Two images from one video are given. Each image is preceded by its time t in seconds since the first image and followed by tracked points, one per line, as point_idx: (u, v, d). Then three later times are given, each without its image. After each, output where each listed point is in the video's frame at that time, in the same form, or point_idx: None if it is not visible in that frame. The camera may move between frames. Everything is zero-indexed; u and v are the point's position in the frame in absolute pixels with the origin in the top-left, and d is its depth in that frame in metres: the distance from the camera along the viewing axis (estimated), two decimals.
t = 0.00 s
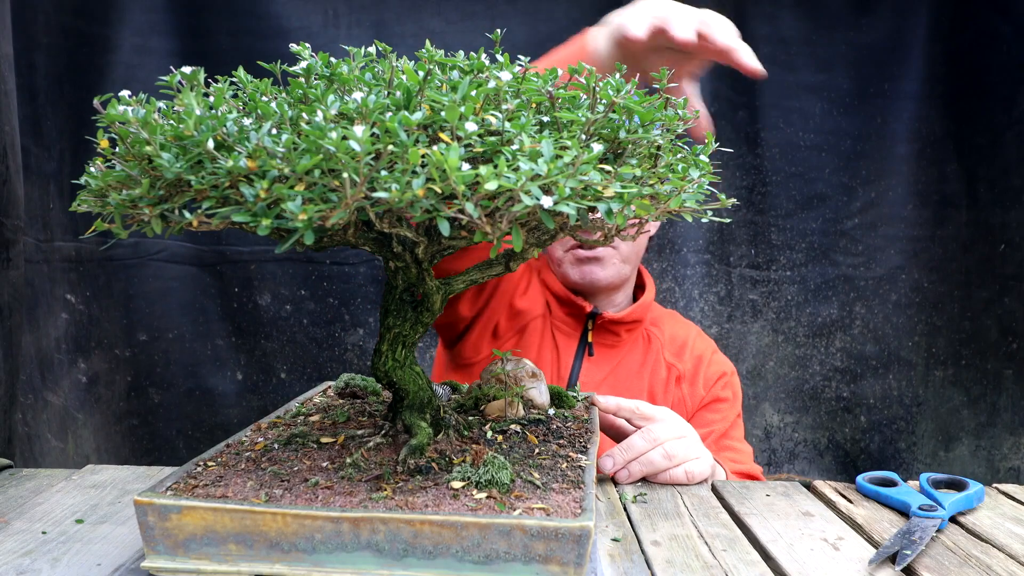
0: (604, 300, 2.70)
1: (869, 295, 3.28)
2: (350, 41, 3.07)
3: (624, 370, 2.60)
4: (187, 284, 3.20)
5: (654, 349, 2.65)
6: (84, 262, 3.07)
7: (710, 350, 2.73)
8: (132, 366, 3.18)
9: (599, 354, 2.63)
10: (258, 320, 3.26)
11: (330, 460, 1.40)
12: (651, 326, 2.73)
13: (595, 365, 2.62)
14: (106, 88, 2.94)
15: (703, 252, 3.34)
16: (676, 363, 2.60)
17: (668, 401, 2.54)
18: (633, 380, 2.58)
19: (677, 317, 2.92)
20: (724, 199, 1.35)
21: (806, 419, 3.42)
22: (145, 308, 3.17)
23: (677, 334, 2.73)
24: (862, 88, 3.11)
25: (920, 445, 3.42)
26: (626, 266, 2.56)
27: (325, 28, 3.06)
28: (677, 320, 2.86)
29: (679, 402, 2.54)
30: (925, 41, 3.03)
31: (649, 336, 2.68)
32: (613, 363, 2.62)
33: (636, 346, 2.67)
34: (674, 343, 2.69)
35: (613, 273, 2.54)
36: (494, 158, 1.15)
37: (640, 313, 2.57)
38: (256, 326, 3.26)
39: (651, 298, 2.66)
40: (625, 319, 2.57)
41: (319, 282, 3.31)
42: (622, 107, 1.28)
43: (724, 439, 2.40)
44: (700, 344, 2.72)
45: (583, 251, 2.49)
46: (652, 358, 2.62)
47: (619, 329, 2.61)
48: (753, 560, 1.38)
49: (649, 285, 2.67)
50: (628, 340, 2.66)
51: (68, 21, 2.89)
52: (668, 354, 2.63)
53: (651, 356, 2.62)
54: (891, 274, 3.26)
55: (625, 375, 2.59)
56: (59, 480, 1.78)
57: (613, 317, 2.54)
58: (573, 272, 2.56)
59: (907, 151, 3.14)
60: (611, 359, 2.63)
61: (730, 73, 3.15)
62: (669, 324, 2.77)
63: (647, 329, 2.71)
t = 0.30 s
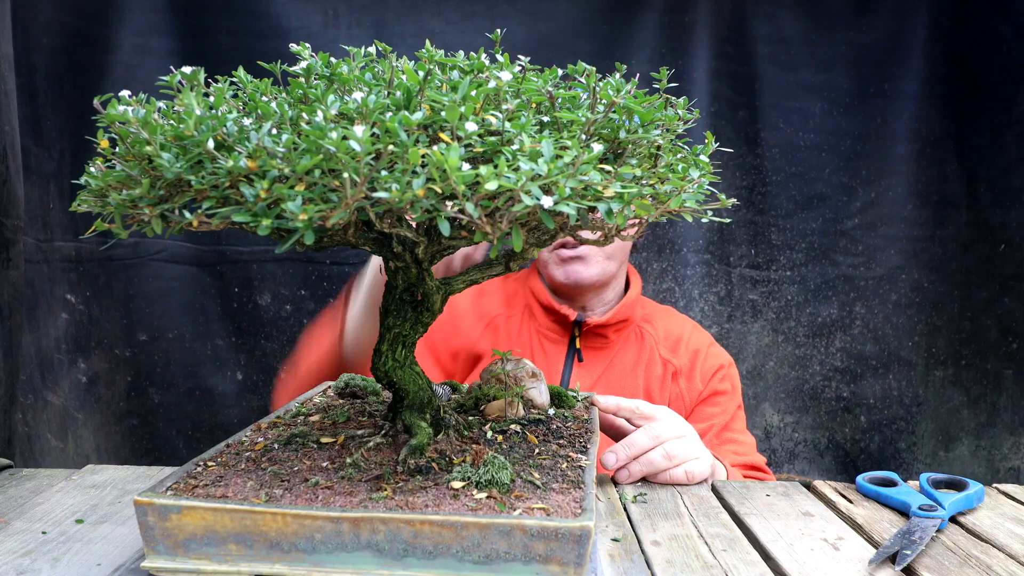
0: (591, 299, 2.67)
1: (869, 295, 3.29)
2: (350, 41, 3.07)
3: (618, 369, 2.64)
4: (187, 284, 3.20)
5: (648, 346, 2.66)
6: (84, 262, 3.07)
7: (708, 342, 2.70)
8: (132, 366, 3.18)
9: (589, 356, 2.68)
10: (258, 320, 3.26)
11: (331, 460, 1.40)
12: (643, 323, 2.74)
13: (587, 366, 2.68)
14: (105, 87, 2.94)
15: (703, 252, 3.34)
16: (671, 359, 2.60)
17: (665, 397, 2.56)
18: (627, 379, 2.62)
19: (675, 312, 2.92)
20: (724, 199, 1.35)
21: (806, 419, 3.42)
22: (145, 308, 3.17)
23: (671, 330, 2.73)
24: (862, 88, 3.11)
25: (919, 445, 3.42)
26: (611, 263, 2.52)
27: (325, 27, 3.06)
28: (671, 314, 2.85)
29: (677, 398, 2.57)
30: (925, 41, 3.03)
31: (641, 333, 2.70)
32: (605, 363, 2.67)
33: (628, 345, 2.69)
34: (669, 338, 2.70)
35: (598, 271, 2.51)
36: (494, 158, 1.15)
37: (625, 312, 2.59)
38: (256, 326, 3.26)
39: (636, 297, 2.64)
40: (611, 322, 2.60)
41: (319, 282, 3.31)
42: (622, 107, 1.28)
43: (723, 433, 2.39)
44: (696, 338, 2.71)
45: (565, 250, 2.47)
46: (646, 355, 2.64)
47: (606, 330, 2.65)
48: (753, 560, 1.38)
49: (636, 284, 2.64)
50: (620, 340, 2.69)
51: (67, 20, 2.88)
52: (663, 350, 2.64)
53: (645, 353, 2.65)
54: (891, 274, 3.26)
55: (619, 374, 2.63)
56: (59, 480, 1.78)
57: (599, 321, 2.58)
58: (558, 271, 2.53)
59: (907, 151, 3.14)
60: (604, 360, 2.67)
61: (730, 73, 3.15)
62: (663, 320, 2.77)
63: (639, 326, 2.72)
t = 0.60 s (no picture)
0: (569, 298, 2.70)
1: (869, 295, 3.28)
2: (350, 41, 3.07)
3: (600, 365, 2.62)
4: (187, 284, 3.20)
5: (628, 338, 2.66)
6: (84, 262, 3.07)
7: (689, 329, 2.72)
8: (132, 366, 3.18)
9: (569, 355, 2.65)
10: (258, 320, 3.26)
11: (331, 460, 1.40)
12: (621, 315, 2.73)
13: (568, 366, 2.64)
14: (105, 87, 2.94)
15: (703, 252, 3.34)
16: (653, 349, 2.61)
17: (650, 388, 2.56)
18: (609, 373, 2.60)
19: (650, 301, 2.92)
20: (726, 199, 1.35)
21: (806, 419, 3.43)
22: (145, 308, 3.17)
23: (651, 320, 2.73)
24: (862, 88, 3.11)
25: (919, 445, 3.42)
26: (588, 262, 2.57)
27: (325, 27, 3.05)
28: (650, 305, 2.85)
29: (662, 386, 2.58)
30: (924, 41, 3.04)
31: (620, 326, 2.68)
32: (585, 361, 2.63)
33: (608, 339, 2.67)
34: (649, 329, 2.70)
35: (576, 269, 2.54)
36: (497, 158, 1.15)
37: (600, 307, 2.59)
38: (256, 326, 3.26)
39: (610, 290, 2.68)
40: (587, 319, 2.59)
41: (319, 281, 3.31)
42: (624, 107, 1.28)
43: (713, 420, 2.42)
44: (676, 325, 2.72)
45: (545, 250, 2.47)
46: (627, 347, 2.64)
47: (583, 327, 2.62)
48: (753, 560, 1.38)
49: (608, 280, 2.71)
50: (598, 335, 2.67)
51: (68, 20, 2.88)
52: (644, 340, 2.64)
53: (625, 345, 2.65)
54: (891, 274, 3.26)
55: (602, 370, 2.61)
56: (59, 480, 1.78)
57: (575, 320, 2.58)
58: (537, 272, 2.54)
59: (907, 151, 3.14)
60: (583, 358, 2.64)
61: (730, 73, 3.15)
62: (640, 311, 2.77)
63: (617, 319, 2.71)
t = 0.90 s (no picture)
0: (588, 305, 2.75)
1: (869, 295, 3.28)
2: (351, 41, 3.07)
3: (607, 375, 2.62)
4: (187, 284, 3.20)
5: (636, 350, 2.66)
6: (84, 262, 3.07)
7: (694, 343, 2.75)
8: (132, 366, 3.18)
9: (578, 363, 2.65)
10: (258, 320, 3.26)
11: (359, 463, 1.39)
12: (630, 325, 2.71)
13: (576, 375, 2.63)
14: (105, 87, 2.94)
15: (703, 252, 3.33)
16: (658, 362, 2.61)
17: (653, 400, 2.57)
18: (616, 384, 2.61)
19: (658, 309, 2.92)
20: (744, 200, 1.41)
21: (806, 419, 3.42)
22: (145, 308, 3.17)
23: (658, 330, 2.72)
24: (862, 88, 3.12)
25: (920, 445, 3.42)
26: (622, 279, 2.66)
27: (325, 27, 3.05)
28: (657, 312, 2.83)
29: (663, 400, 2.57)
30: (924, 41, 3.04)
31: (631, 336, 2.69)
32: (595, 371, 2.63)
33: (616, 349, 2.67)
34: (656, 339, 2.70)
35: (615, 282, 2.62)
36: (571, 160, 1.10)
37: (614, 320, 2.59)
38: (256, 326, 3.26)
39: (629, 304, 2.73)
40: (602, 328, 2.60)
41: (319, 281, 3.31)
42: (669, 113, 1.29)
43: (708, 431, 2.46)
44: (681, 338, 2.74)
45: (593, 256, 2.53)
46: (635, 359, 2.64)
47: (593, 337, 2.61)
48: (753, 560, 1.38)
49: (627, 293, 2.72)
50: (609, 344, 2.66)
51: (68, 20, 2.89)
52: (651, 353, 2.64)
53: (633, 357, 2.65)
54: (891, 274, 3.26)
55: (609, 380, 2.61)
56: (59, 480, 1.78)
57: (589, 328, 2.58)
58: (576, 275, 2.60)
59: (907, 151, 3.14)
60: (592, 367, 2.64)
61: (730, 73, 3.15)
62: (650, 319, 2.76)
63: (626, 329, 2.69)
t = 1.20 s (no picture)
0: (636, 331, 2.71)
1: (869, 295, 3.28)
2: (350, 41, 3.07)
3: (637, 400, 2.60)
4: (187, 284, 3.19)
5: (669, 378, 2.64)
6: (84, 262, 3.06)
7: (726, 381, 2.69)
8: (132, 366, 3.18)
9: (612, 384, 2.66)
10: (258, 320, 3.26)
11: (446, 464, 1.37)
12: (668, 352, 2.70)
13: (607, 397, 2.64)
14: (105, 87, 2.94)
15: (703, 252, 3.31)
16: (687, 393, 2.58)
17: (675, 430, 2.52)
18: (644, 412, 2.58)
19: (697, 340, 2.89)
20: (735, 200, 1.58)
21: (806, 419, 3.43)
22: (145, 308, 3.17)
23: (692, 359, 2.71)
24: (861, 88, 3.12)
25: (920, 445, 3.42)
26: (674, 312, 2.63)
27: (325, 27, 3.05)
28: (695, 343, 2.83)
29: (683, 431, 2.54)
30: (924, 41, 3.04)
31: (666, 364, 2.66)
32: (626, 396, 2.62)
33: (651, 376, 2.66)
34: (689, 369, 2.67)
35: (667, 313, 2.56)
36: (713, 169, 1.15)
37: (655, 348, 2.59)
38: (256, 326, 3.26)
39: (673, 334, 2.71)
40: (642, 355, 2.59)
41: (319, 281, 3.30)
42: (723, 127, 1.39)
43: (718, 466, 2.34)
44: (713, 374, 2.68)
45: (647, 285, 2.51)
46: (666, 387, 2.62)
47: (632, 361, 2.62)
48: (753, 560, 1.38)
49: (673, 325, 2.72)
50: (643, 371, 2.66)
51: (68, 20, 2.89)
52: (681, 383, 2.61)
53: (665, 386, 2.62)
54: (891, 274, 3.26)
55: (638, 406, 2.59)
56: (59, 480, 1.78)
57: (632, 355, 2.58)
58: (628, 303, 2.56)
59: (906, 151, 3.14)
60: (625, 391, 2.64)
61: (730, 73, 3.15)
62: (687, 350, 2.73)
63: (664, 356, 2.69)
